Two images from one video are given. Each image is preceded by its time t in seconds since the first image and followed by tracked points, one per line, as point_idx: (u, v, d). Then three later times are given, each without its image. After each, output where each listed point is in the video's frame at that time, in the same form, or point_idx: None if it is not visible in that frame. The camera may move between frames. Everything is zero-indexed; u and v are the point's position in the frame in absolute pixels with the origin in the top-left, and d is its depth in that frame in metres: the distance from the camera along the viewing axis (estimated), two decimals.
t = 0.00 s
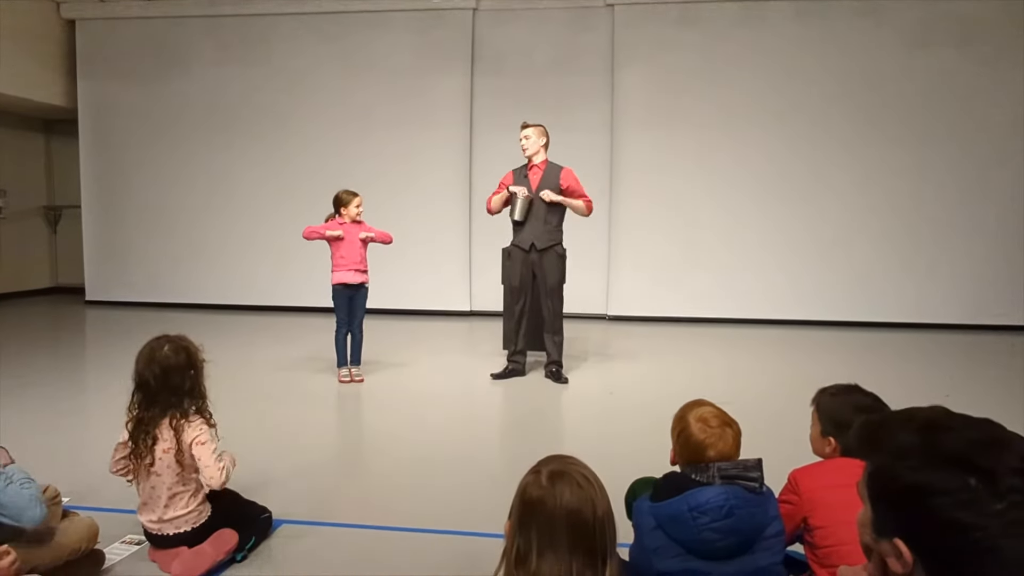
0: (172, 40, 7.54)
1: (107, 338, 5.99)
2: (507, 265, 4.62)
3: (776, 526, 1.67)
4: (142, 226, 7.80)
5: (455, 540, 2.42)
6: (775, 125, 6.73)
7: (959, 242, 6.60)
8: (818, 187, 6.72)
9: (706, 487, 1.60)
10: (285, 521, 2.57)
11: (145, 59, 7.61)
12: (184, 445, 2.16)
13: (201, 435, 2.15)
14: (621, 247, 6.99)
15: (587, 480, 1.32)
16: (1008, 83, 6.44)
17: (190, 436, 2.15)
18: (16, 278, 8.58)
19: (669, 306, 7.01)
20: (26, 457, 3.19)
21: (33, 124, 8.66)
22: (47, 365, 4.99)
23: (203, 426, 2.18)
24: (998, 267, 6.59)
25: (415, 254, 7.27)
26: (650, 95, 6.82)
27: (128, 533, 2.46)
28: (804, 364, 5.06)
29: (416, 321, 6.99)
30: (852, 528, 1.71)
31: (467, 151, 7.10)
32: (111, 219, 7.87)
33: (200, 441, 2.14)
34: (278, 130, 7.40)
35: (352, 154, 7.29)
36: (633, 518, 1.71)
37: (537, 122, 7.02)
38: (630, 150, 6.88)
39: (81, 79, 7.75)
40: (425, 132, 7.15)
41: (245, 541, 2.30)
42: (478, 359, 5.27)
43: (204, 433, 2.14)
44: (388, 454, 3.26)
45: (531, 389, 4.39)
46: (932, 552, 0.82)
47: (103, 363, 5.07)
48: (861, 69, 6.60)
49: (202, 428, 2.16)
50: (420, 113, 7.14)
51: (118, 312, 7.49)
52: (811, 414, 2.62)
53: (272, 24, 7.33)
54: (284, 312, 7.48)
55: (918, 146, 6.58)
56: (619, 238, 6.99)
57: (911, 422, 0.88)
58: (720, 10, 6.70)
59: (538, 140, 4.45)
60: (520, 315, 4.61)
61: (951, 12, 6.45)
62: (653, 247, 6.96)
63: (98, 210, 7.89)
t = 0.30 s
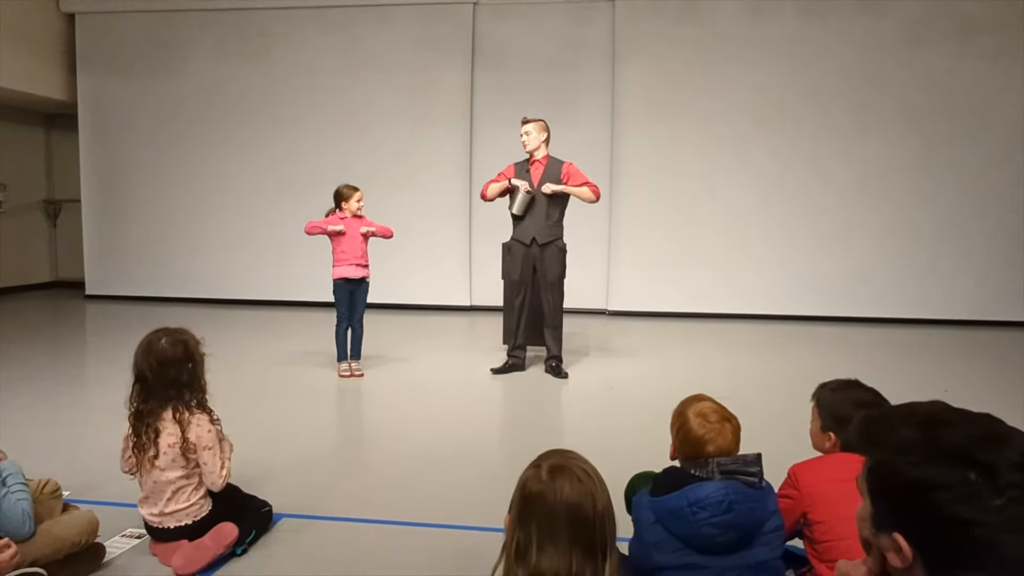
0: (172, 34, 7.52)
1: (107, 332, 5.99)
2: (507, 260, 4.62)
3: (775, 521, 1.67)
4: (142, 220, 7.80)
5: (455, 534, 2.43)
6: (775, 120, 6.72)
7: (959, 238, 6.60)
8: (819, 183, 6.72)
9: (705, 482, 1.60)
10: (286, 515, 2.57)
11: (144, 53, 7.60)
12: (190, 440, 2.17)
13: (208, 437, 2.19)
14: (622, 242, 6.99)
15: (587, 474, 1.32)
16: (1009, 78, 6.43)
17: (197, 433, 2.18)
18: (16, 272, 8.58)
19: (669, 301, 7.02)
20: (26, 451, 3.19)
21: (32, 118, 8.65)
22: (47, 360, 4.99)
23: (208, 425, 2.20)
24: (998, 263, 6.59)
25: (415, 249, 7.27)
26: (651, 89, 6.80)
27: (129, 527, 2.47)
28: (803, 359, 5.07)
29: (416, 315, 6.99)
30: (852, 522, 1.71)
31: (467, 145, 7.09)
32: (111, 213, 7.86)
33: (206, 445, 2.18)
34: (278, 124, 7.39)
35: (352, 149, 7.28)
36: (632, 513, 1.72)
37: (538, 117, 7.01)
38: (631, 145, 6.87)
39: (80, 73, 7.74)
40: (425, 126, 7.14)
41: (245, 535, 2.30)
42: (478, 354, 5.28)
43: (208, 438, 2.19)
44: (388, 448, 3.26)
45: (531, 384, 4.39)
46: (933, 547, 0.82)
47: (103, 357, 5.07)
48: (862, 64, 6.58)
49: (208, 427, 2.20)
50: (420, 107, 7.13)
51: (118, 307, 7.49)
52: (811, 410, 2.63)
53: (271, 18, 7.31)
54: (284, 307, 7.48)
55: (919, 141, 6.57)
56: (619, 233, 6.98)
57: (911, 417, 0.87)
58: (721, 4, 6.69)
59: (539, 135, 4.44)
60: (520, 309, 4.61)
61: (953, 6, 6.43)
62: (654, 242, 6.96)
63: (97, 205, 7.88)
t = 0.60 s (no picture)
0: (171, 26, 7.49)
1: (106, 326, 5.99)
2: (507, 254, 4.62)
3: (774, 516, 1.66)
4: (141, 214, 7.79)
5: (454, 528, 2.43)
6: (776, 115, 6.71)
7: (960, 233, 6.60)
8: (819, 179, 6.71)
9: (704, 476, 1.60)
10: (285, 509, 2.58)
11: (143, 46, 7.58)
12: (191, 433, 2.17)
13: (209, 431, 2.18)
14: (621, 236, 6.98)
15: (587, 469, 1.32)
16: (1009, 73, 6.42)
17: (198, 427, 2.17)
18: (16, 266, 8.57)
19: (669, 296, 7.02)
20: (26, 444, 3.20)
21: (31, 111, 8.63)
22: (46, 354, 4.99)
23: (210, 419, 2.20)
24: (998, 259, 6.59)
25: (414, 243, 7.27)
26: (651, 84, 6.79)
27: (128, 520, 2.47)
28: (802, 355, 5.08)
29: (416, 310, 7.00)
30: (851, 517, 1.71)
31: (467, 139, 7.08)
32: (110, 207, 7.85)
33: (206, 438, 2.18)
34: (277, 118, 7.37)
35: (352, 142, 7.27)
36: (632, 507, 1.72)
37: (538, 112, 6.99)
38: (631, 139, 6.86)
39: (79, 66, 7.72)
40: (425, 121, 7.12)
41: (245, 528, 2.30)
42: (477, 348, 5.28)
43: (209, 430, 2.19)
44: (387, 443, 3.27)
45: (530, 378, 4.40)
46: (930, 541, 0.82)
47: (102, 351, 5.07)
48: (863, 59, 6.57)
49: (209, 421, 2.19)
50: (420, 102, 7.11)
51: (118, 300, 7.48)
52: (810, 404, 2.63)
53: (270, 11, 7.29)
54: (284, 301, 7.48)
55: (920, 137, 6.56)
56: (619, 228, 6.98)
57: (912, 411, 0.87)
58: None
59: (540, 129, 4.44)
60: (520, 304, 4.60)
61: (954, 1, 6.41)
62: (654, 237, 6.95)
63: (96, 198, 7.86)
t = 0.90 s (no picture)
0: (168, 19, 7.46)
1: (103, 320, 5.98)
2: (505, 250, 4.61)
3: (771, 510, 1.66)
4: (138, 207, 7.77)
5: (451, 522, 2.44)
6: (775, 111, 6.71)
7: (957, 230, 6.61)
8: (817, 175, 6.71)
9: (701, 470, 1.60)
10: (282, 502, 2.58)
11: (140, 39, 7.55)
12: (190, 428, 2.18)
13: (207, 427, 2.19)
14: (619, 231, 6.98)
15: (583, 462, 1.32)
16: (1007, 70, 6.42)
17: (197, 423, 2.18)
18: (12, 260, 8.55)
19: (666, 291, 7.02)
20: (23, 438, 3.19)
21: (27, 103, 8.60)
22: (43, 347, 4.98)
23: (209, 415, 2.21)
24: (995, 255, 6.60)
25: (412, 237, 7.26)
26: (649, 79, 6.78)
27: (125, 514, 2.47)
28: (798, 350, 5.10)
29: (413, 304, 7.00)
30: (848, 511, 1.71)
31: (465, 134, 7.07)
32: (106, 200, 7.83)
33: (204, 433, 2.18)
34: (274, 111, 7.35)
35: (349, 137, 7.25)
36: (629, 501, 1.72)
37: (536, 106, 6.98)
38: (629, 134, 6.85)
39: (75, 59, 7.69)
40: (423, 115, 7.11)
41: (242, 521, 2.30)
42: (474, 343, 5.28)
43: (207, 426, 2.19)
44: (387, 437, 3.28)
45: (528, 373, 4.40)
46: (927, 534, 0.83)
47: (99, 344, 5.06)
48: (861, 55, 6.56)
49: (208, 418, 2.20)
50: (418, 96, 7.10)
51: (115, 294, 7.47)
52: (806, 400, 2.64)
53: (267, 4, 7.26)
54: (282, 295, 7.47)
55: (918, 133, 6.57)
56: (617, 223, 6.98)
57: (910, 406, 0.87)
58: None
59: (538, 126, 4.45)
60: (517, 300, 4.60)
61: None
62: (652, 232, 6.95)
63: (93, 192, 7.84)
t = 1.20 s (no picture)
0: (162, 13, 7.42)
1: (96, 315, 5.96)
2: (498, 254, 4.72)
3: (764, 506, 1.67)
4: (131, 202, 7.74)
5: (445, 518, 2.44)
6: (770, 109, 6.71)
7: (951, 228, 6.64)
8: (811, 172, 6.72)
9: (695, 467, 1.60)
10: (276, 498, 2.58)
11: (134, 34, 7.51)
12: (185, 423, 2.18)
13: (202, 422, 2.19)
14: (613, 228, 6.98)
15: (576, 458, 1.32)
16: (1001, 70, 6.44)
17: (191, 418, 2.18)
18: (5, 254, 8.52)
19: (661, 288, 7.04)
20: (15, 434, 3.18)
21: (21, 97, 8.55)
22: (36, 342, 4.96)
23: (204, 410, 2.20)
24: (989, 253, 6.63)
25: (406, 233, 7.25)
26: (644, 76, 6.78)
27: (118, 509, 2.46)
28: (791, 347, 5.12)
29: (408, 300, 7.00)
30: (841, 508, 1.72)
31: (460, 130, 7.05)
32: (100, 195, 7.80)
33: (199, 429, 2.18)
34: (269, 106, 7.33)
35: (344, 132, 7.23)
36: (622, 497, 1.72)
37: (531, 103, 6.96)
38: (624, 130, 6.85)
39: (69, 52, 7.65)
40: (418, 111, 7.09)
41: (236, 517, 2.30)
42: (469, 339, 5.28)
43: (202, 421, 2.19)
44: (383, 432, 3.28)
45: (522, 369, 4.41)
46: (920, 529, 0.83)
47: (92, 339, 5.05)
48: (856, 54, 6.58)
49: (203, 413, 2.19)
50: (414, 92, 7.08)
51: (108, 289, 7.45)
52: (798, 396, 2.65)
53: None
54: (276, 291, 7.46)
55: (912, 131, 6.59)
56: (611, 220, 6.98)
57: (902, 402, 0.87)
58: None
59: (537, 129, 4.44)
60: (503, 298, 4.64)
61: None
62: (646, 229, 6.96)
63: (86, 186, 7.81)
